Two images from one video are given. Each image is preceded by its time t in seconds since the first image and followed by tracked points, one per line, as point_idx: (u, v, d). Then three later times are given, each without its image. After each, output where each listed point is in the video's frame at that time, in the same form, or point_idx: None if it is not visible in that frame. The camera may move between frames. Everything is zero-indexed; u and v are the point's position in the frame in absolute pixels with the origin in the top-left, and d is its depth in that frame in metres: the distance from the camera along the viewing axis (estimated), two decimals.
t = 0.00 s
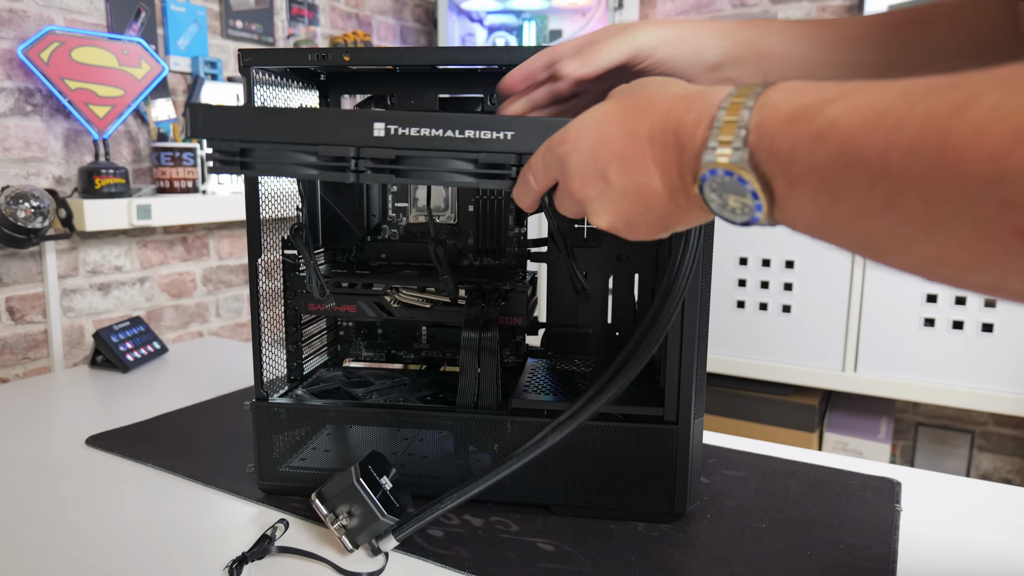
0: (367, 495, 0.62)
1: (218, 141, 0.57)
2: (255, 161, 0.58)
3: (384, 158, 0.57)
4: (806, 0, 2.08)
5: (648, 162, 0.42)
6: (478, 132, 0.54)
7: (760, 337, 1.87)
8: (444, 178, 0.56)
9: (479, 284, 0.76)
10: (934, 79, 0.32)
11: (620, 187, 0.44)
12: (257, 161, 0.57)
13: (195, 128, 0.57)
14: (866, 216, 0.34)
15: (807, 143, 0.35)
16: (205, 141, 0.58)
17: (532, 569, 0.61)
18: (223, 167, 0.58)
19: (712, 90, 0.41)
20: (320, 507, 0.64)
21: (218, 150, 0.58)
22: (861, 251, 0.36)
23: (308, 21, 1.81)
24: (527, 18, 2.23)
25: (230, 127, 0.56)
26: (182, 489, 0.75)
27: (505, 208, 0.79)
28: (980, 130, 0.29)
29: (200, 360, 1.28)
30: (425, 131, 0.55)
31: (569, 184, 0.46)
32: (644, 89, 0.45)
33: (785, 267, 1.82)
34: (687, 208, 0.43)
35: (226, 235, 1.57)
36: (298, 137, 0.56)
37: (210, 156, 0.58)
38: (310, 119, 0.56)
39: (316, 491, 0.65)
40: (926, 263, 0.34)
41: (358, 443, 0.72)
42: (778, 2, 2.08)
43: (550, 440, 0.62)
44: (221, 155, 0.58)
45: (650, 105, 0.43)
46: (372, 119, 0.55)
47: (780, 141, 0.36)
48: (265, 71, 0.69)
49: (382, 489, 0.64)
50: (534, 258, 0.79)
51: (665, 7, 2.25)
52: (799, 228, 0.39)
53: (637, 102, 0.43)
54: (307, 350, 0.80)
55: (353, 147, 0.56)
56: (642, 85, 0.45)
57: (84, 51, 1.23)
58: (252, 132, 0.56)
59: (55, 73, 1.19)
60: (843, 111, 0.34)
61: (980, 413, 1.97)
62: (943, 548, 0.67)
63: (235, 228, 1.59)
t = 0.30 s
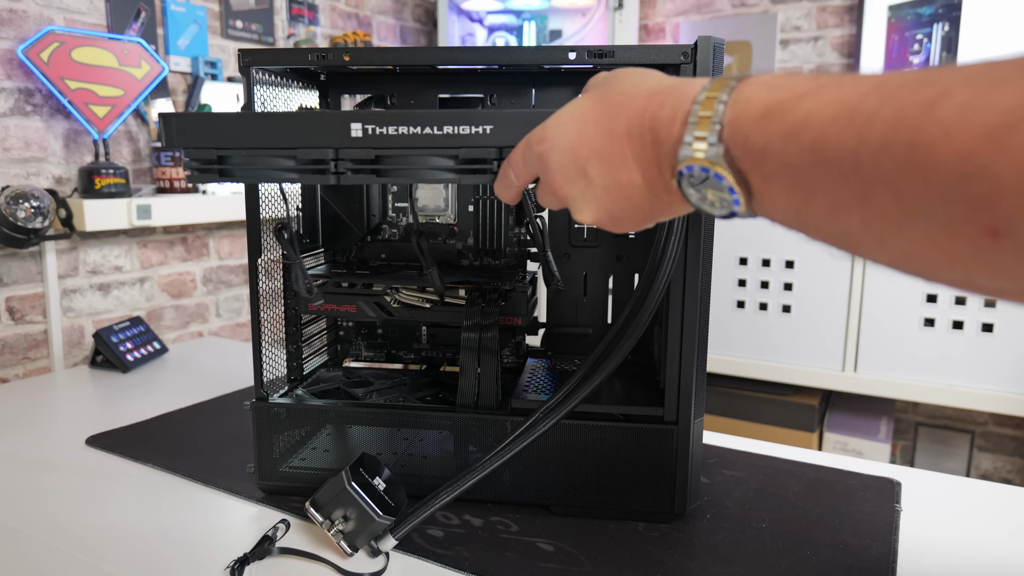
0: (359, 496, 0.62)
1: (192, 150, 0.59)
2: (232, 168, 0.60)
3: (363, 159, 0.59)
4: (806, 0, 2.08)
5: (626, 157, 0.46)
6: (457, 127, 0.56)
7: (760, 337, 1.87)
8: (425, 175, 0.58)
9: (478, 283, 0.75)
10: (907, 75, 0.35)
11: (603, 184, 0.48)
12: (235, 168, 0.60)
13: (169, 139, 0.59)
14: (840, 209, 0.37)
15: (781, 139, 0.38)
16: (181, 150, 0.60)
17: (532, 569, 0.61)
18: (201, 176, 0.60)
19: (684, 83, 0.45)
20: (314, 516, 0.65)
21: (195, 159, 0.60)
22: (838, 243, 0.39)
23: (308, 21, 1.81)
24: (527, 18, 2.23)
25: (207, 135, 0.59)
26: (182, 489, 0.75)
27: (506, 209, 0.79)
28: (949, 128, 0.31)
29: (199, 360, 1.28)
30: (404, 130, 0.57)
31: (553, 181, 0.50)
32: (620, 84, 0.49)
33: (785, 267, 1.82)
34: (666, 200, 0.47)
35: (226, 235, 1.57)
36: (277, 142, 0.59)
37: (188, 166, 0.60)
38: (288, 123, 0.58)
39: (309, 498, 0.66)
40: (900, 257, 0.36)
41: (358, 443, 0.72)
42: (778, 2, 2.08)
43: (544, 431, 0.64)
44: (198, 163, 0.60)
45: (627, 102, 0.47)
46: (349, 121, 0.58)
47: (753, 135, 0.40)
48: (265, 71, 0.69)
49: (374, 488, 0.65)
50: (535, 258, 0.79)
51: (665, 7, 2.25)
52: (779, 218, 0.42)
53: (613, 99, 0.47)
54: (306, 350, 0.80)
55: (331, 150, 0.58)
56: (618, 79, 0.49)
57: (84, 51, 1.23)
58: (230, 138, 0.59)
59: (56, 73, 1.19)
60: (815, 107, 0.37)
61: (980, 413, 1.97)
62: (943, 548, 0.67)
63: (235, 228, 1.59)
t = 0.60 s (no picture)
0: (356, 494, 0.62)
1: (204, 122, 0.59)
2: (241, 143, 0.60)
3: (370, 139, 0.59)
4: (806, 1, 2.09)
5: (630, 146, 0.47)
6: (464, 113, 0.57)
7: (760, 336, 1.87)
8: (430, 159, 0.59)
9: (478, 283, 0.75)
10: (912, 63, 0.35)
11: (608, 173, 0.48)
12: (245, 144, 0.60)
13: (180, 108, 0.59)
14: (843, 199, 0.37)
15: (785, 129, 0.38)
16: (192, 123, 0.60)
17: (532, 569, 0.61)
18: (211, 149, 0.60)
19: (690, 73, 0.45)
20: (314, 515, 0.64)
21: (206, 132, 0.59)
22: (839, 232, 0.39)
23: (308, 21, 1.81)
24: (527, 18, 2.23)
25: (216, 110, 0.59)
26: (182, 489, 0.75)
27: (506, 208, 0.79)
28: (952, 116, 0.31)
29: (199, 360, 1.28)
30: (412, 113, 0.57)
31: (557, 171, 0.50)
32: (624, 73, 0.49)
33: (785, 267, 1.82)
34: (670, 188, 0.48)
35: (226, 235, 1.57)
36: (285, 121, 0.58)
37: (197, 138, 0.60)
38: (298, 101, 0.58)
39: (308, 498, 0.66)
40: (901, 246, 0.37)
41: (358, 443, 0.72)
42: (778, 2, 2.08)
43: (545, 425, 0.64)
44: (207, 136, 0.60)
45: (632, 91, 0.47)
46: (358, 100, 0.58)
47: (758, 124, 0.40)
48: (265, 71, 0.69)
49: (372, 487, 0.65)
50: (534, 258, 0.79)
51: (665, 7, 2.25)
52: (781, 207, 0.42)
53: (618, 88, 0.48)
54: (307, 350, 0.80)
55: (339, 129, 0.59)
56: (623, 68, 0.49)
57: (84, 51, 1.23)
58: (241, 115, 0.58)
59: (56, 73, 1.19)
60: (820, 96, 0.37)
61: (980, 413, 1.97)
62: (943, 548, 0.67)
63: (235, 228, 1.59)
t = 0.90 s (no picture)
0: (357, 493, 0.62)
1: (205, 126, 0.60)
2: (243, 146, 0.60)
3: (369, 141, 0.59)
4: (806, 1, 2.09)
5: (627, 140, 0.47)
6: (461, 112, 0.57)
7: (761, 336, 1.87)
8: (429, 158, 0.59)
9: (478, 284, 0.75)
10: (896, 59, 0.35)
11: (604, 168, 0.48)
12: (246, 147, 0.60)
13: (181, 114, 0.60)
14: (827, 192, 0.37)
15: (773, 124, 0.38)
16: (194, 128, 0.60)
17: (532, 569, 0.61)
18: (212, 153, 0.60)
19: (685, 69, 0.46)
20: (314, 514, 0.65)
21: (206, 137, 0.60)
22: (825, 226, 0.39)
23: (308, 21, 1.81)
24: (527, 18, 2.23)
25: (216, 114, 0.59)
26: (182, 489, 0.75)
27: (506, 208, 0.79)
28: (932, 109, 0.31)
29: (200, 360, 1.28)
30: (409, 113, 0.57)
31: (554, 167, 0.50)
32: (621, 71, 0.49)
33: (785, 267, 1.82)
34: (665, 183, 0.48)
35: (226, 235, 1.57)
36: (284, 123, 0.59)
37: (198, 143, 0.60)
38: (298, 102, 0.58)
39: (308, 498, 0.66)
40: (883, 238, 0.37)
41: (358, 443, 0.72)
42: (778, 2, 2.08)
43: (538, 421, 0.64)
44: (208, 141, 0.60)
45: (628, 88, 0.47)
46: (356, 102, 0.58)
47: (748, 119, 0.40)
48: (265, 71, 0.69)
49: (372, 486, 0.65)
50: (535, 258, 0.79)
51: (665, 7, 2.25)
52: (771, 202, 0.42)
53: (614, 85, 0.48)
54: (307, 350, 0.80)
55: (338, 132, 0.59)
56: (619, 67, 0.50)
57: (84, 51, 1.23)
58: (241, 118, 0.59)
59: (56, 73, 1.19)
60: (806, 92, 0.37)
61: (980, 413, 1.97)
62: (943, 548, 0.67)
63: (235, 228, 1.59)
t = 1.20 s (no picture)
0: (357, 490, 0.62)
1: (217, 128, 0.60)
2: (254, 147, 0.61)
3: (378, 143, 0.59)
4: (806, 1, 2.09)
5: (632, 144, 0.47)
6: (468, 115, 0.57)
7: (761, 337, 1.87)
8: (436, 160, 0.59)
9: (478, 283, 0.75)
10: (900, 56, 0.36)
11: (609, 170, 0.48)
12: (257, 148, 0.61)
13: (194, 116, 0.60)
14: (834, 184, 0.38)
15: (779, 121, 0.39)
16: (207, 129, 0.60)
17: (532, 569, 0.61)
18: (224, 155, 0.61)
19: (689, 74, 0.46)
20: (314, 512, 0.65)
21: (219, 138, 0.60)
22: (832, 218, 0.40)
23: (308, 21, 1.81)
24: (527, 18, 2.24)
25: (227, 116, 0.59)
26: (182, 489, 0.75)
27: (505, 208, 0.79)
28: (939, 99, 0.32)
29: (200, 360, 1.28)
30: (417, 116, 0.57)
31: (558, 168, 0.50)
32: (625, 75, 0.49)
33: (786, 267, 1.82)
34: (670, 185, 0.48)
35: (226, 235, 1.57)
36: (293, 125, 0.59)
37: (211, 144, 0.61)
38: (304, 104, 0.58)
39: (309, 496, 0.66)
40: (891, 224, 0.37)
41: (358, 443, 0.72)
42: (778, 2, 2.08)
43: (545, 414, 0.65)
44: (221, 142, 0.61)
45: (633, 91, 0.47)
46: (366, 104, 0.58)
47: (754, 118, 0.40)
48: (266, 71, 0.69)
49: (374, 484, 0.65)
50: (535, 258, 0.79)
51: (665, 7, 2.25)
52: (776, 198, 0.43)
53: (618, 88, 0.48)
54: (306, 350, 0.80)
55: (348, 133, 0.59)
56: (623, 70, 0.50)
57: (84, 51, 1.23)
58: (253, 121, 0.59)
59: (56, 73, 1.19)
60: (813, 89, 0.38)
61: (980, 413, 1.97)
62: (944, 548, 0.67)
63: (235, 228, 1.59)
